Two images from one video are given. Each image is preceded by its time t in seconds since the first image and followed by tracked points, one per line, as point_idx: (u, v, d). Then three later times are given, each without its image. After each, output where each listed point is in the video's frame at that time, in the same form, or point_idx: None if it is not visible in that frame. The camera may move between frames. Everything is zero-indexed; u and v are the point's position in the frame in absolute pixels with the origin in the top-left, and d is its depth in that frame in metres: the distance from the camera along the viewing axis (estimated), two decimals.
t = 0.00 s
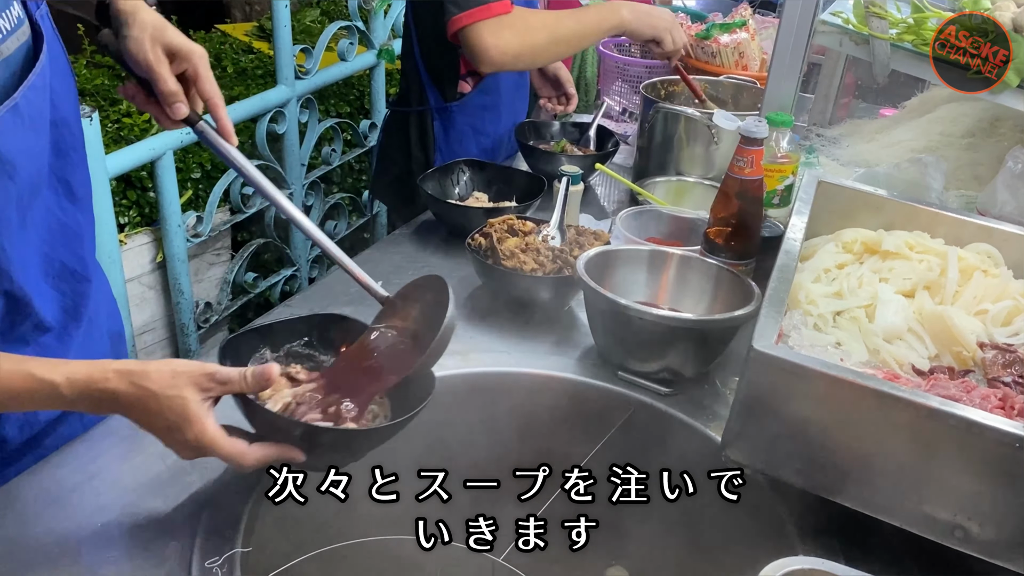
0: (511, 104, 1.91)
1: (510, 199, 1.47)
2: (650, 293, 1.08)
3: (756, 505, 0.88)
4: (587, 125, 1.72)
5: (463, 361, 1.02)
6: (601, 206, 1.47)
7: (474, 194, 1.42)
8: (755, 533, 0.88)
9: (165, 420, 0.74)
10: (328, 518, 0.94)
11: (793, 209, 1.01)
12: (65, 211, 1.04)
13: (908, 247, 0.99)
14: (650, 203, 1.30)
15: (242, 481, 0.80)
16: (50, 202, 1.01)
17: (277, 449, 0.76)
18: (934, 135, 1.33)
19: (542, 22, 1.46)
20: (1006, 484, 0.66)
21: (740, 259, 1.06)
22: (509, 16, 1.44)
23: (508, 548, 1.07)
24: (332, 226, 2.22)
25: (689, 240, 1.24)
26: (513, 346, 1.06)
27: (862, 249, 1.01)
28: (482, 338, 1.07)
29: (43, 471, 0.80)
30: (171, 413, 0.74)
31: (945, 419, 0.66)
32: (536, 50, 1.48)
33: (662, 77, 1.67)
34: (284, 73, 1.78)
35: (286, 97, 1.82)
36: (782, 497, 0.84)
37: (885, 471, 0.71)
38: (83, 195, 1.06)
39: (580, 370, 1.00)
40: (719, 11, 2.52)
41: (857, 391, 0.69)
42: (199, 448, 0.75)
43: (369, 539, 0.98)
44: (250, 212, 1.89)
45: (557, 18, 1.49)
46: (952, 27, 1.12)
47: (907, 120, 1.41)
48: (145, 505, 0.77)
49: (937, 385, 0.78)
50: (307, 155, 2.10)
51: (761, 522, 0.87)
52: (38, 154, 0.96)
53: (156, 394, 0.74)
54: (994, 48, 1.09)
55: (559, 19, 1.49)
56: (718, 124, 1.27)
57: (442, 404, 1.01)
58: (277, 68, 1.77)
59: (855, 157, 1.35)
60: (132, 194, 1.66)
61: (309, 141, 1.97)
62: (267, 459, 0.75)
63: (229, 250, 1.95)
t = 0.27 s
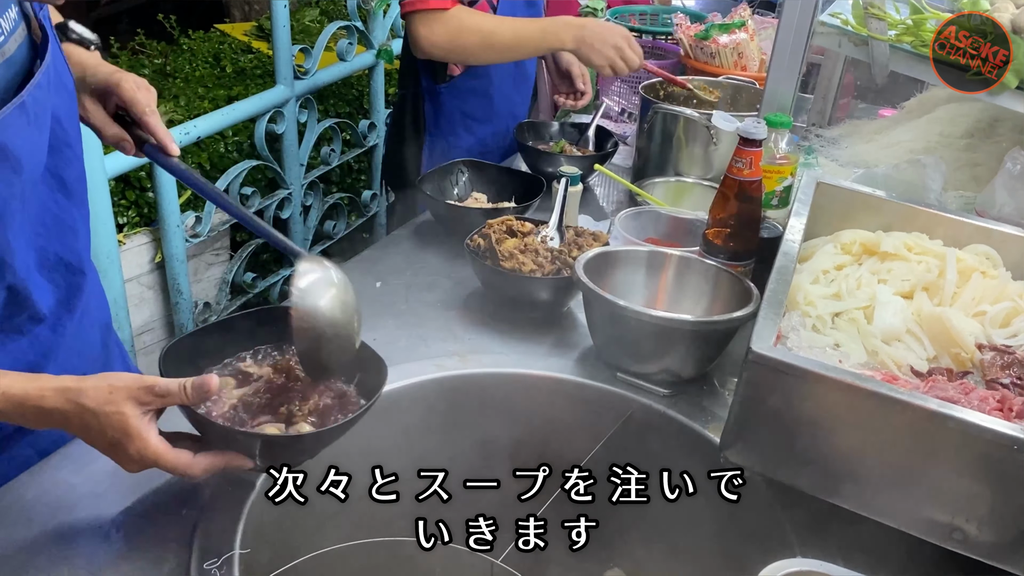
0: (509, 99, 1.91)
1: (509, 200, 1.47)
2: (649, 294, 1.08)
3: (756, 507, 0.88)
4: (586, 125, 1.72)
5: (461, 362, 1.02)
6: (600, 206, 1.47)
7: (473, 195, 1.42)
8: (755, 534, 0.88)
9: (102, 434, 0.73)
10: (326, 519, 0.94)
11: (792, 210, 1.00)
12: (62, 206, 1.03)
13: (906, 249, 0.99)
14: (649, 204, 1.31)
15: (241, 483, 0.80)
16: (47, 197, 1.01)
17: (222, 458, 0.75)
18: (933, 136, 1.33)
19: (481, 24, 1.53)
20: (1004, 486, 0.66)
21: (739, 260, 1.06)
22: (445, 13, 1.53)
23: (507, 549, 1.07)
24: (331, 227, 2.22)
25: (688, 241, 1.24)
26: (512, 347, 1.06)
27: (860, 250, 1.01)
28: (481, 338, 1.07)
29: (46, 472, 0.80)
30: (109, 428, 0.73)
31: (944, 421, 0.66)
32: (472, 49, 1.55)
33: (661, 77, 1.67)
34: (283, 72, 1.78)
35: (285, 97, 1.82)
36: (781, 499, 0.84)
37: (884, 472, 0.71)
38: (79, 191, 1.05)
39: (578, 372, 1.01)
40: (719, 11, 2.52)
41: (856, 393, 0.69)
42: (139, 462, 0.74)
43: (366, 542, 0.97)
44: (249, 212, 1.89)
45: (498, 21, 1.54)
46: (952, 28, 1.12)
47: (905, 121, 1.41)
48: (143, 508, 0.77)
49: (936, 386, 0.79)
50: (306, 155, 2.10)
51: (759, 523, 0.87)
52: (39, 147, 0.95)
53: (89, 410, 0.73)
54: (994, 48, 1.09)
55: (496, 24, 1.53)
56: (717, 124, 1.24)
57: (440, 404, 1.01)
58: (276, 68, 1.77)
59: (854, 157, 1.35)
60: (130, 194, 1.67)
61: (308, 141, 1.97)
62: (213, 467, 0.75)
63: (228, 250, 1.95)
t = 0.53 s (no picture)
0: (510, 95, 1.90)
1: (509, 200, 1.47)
2: (650, 295, 1.08)
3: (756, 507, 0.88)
4: (585, 126, 1.72)
5: (462, 362, 1.02)
6: (600, 206, 1.47)
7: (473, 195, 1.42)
8: (756, 534, 0.88)
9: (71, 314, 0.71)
10: (327, 519, 0.94)
11: (792, 211, 1.00)
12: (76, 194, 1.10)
13: (906, 249, 0.99)
14: (649, 204, 1.30)
15: (241, 484, 0.80)
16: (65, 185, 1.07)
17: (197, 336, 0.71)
18: (933, 136, 1.33)
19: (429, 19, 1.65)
20: (1005, 486, 0.66)
21: (740, 261, 1.06)
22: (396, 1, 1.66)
23: (507, 549, 1.07)
24: (331, 227, 2.22)
25: (688, 241, 1.24)
26: (512, 347, 1.06)
27: (861, 250, 1.01)
28: (482, 338, 1.07)
29: (47, 472, 0.80)
30: (76, 302, 0.70)
31: (944, 422, 0.66)
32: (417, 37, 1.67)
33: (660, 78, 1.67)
34: (283, 73, 1.78)
35: (285, 97, 1.81)
36: (781, 499, 0.84)
37: (884, 472, 0.71)
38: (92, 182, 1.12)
39: (578, 372, 1.01)
40: (719, 11, 2.52)
41: (856, 394, 0.69)
42: (118, 343, 0.72)
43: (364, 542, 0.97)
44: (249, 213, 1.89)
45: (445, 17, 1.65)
46: (952, 28, 1.13)
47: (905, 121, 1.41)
48: (143, 508, 0.77)
49: (937, 387, 0.79)
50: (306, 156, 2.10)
51: (760, 524, 0.87)
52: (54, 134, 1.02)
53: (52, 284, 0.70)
54: (994, 48, 1.09)
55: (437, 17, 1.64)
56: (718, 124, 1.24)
57: (440, 405, 1.01)
58: (275, 68, 1.77)
59: (854, 157, 1.35)
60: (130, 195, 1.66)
61: (308, 141, 1.97)
62: (191, 344, 0.71)
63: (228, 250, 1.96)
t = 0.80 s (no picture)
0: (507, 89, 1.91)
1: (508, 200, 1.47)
2: (650, 294, 1.08)
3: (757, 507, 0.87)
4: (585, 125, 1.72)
5: (461, 362, 1.01)
6: (599, 206, 1.46)
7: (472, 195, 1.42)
8: (757, 534, 0.87)
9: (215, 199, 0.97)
10: (326, 520, 0.94)
11: (792, 210, 1.00)
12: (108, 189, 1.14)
13: (907, 248, 0.99)
14: (649, 204, 1.30)
15: (240, 483, 0.80)
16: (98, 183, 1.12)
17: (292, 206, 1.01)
18: (933, 135, 1.33)
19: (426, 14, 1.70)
20: (1007, 486, 0.66)
21: (740, 260, 1.06)
22: None
23: (508, 550, 1.07)
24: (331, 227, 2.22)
25: (688, 241, 1.24)
26: (512, 347, 1.06)
27: (861, 249, 1.01)
28: (481, 338, 1.07)
29: (46, 472, 0.80)
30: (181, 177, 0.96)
31: (946, 421, 0.66)
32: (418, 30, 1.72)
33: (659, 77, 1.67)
34: (282, 73, 1.78)
35: (284, 98, 1.81)
36: (783, 499, 0.84)
37: (885, 471, 0.71)
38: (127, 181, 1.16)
39: (578, 372, 1.00)
40: (719, 11, 2.52)
41: (857, 393, 0.69)
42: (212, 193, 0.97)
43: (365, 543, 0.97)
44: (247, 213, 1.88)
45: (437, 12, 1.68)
46: (953, 28, 1.12)
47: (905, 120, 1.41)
48: (142, 509, 0.76)
49: (938, 386, 0.78)
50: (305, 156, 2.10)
51: (760, 524, 0.87)
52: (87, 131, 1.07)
53: (194, 174, 0.95)
54: (994, 48, 1.09)
55: None
56: (718, 123, 1.23)
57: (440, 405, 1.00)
58: (274, 69, 1.76)
59: (853, 156, 1.35)
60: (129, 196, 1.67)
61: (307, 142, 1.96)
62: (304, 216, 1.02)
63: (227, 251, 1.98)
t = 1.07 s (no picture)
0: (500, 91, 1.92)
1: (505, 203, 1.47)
2: (649, 296, 1.07)
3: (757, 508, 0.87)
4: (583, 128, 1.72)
5: (460, 364, 1.01)
6: (598, 208, 1.46)
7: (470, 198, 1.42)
8: (757, 535, 0.87)
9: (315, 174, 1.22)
10: (325, 522, 0.93)
11: (791, 211, 1.00)
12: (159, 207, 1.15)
13: (906, 249, 0.99)
14: (648, 205, 1.30)
15: (239, 486, 0.80)
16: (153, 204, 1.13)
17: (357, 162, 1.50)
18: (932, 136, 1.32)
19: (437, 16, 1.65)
20: (1007, 487, 0.65)
21: (739, 261, 1.06)
22: None
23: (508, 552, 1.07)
24: (330, 230, 2.22)
25: (687, 242, 1.23)
26: (512, 350, 1.05)
27: (861, 250, 1.01)
28: (481, 340, 1.07)
29: (43, 476, 0.79)
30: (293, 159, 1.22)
31: (946, 421, 0.66)
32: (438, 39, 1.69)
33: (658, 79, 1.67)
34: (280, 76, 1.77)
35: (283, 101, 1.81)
36: (783, 501, 0.84)
37: (885, 472, 0.71)
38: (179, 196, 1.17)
39: (577, 374, 1.00)
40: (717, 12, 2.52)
41: (857, 393, 0.69)
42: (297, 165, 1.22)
43: (364, 546, 0.97)
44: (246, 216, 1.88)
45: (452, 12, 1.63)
46: (954, 28, 1.11)
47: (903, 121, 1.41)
48: (140, 513, 0.76)
49: (938, 387, 0.78)
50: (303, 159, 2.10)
51: (761, 525, 0.87)
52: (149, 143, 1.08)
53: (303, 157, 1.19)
54: (994, 48, 1.09)
55: None
56: (717, 124, 1.24)
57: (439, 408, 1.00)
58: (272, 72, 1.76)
59: (852, 158, 1.35)
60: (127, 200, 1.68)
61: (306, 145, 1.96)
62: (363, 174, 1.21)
63: (226, 255, 2.00)
